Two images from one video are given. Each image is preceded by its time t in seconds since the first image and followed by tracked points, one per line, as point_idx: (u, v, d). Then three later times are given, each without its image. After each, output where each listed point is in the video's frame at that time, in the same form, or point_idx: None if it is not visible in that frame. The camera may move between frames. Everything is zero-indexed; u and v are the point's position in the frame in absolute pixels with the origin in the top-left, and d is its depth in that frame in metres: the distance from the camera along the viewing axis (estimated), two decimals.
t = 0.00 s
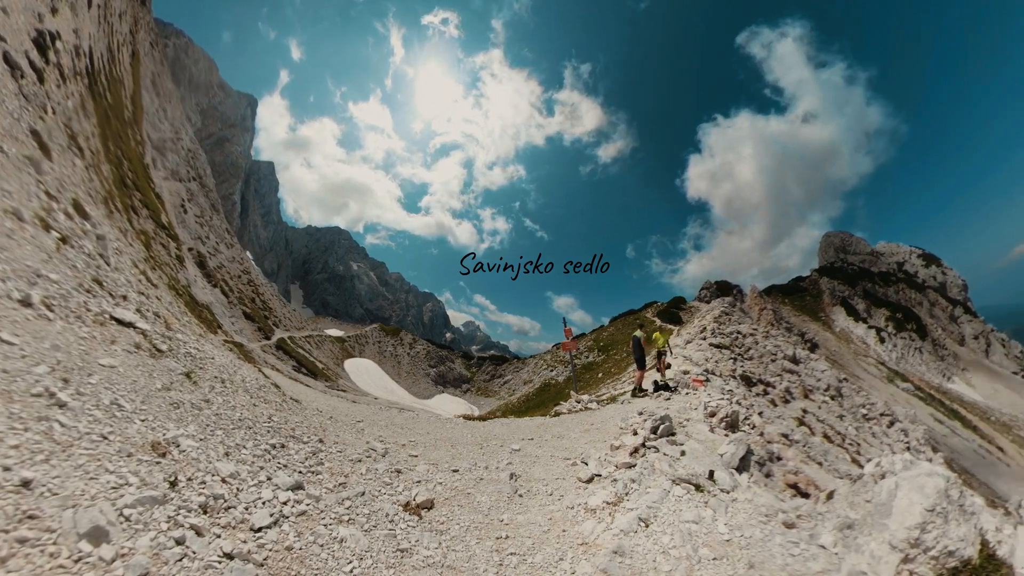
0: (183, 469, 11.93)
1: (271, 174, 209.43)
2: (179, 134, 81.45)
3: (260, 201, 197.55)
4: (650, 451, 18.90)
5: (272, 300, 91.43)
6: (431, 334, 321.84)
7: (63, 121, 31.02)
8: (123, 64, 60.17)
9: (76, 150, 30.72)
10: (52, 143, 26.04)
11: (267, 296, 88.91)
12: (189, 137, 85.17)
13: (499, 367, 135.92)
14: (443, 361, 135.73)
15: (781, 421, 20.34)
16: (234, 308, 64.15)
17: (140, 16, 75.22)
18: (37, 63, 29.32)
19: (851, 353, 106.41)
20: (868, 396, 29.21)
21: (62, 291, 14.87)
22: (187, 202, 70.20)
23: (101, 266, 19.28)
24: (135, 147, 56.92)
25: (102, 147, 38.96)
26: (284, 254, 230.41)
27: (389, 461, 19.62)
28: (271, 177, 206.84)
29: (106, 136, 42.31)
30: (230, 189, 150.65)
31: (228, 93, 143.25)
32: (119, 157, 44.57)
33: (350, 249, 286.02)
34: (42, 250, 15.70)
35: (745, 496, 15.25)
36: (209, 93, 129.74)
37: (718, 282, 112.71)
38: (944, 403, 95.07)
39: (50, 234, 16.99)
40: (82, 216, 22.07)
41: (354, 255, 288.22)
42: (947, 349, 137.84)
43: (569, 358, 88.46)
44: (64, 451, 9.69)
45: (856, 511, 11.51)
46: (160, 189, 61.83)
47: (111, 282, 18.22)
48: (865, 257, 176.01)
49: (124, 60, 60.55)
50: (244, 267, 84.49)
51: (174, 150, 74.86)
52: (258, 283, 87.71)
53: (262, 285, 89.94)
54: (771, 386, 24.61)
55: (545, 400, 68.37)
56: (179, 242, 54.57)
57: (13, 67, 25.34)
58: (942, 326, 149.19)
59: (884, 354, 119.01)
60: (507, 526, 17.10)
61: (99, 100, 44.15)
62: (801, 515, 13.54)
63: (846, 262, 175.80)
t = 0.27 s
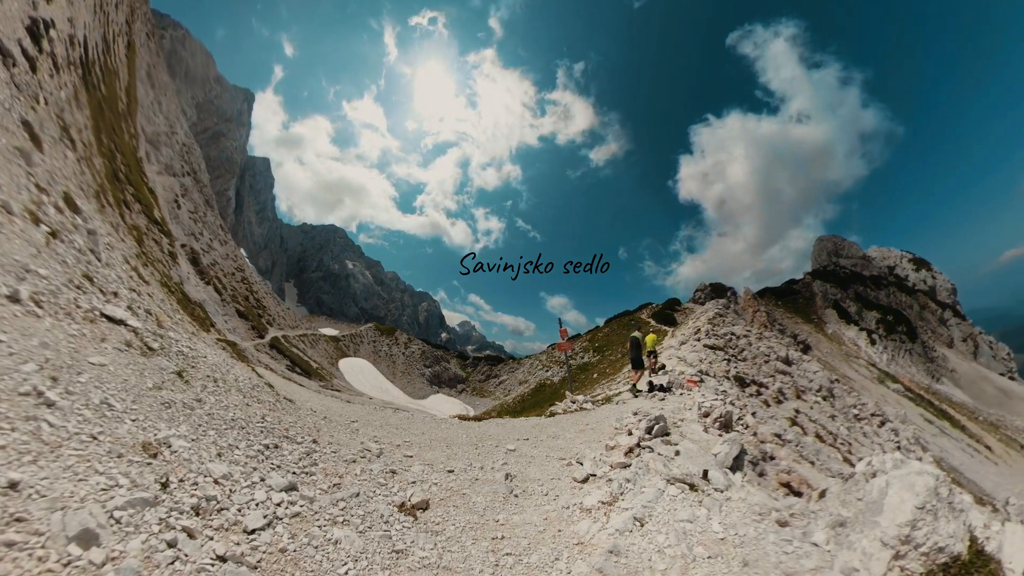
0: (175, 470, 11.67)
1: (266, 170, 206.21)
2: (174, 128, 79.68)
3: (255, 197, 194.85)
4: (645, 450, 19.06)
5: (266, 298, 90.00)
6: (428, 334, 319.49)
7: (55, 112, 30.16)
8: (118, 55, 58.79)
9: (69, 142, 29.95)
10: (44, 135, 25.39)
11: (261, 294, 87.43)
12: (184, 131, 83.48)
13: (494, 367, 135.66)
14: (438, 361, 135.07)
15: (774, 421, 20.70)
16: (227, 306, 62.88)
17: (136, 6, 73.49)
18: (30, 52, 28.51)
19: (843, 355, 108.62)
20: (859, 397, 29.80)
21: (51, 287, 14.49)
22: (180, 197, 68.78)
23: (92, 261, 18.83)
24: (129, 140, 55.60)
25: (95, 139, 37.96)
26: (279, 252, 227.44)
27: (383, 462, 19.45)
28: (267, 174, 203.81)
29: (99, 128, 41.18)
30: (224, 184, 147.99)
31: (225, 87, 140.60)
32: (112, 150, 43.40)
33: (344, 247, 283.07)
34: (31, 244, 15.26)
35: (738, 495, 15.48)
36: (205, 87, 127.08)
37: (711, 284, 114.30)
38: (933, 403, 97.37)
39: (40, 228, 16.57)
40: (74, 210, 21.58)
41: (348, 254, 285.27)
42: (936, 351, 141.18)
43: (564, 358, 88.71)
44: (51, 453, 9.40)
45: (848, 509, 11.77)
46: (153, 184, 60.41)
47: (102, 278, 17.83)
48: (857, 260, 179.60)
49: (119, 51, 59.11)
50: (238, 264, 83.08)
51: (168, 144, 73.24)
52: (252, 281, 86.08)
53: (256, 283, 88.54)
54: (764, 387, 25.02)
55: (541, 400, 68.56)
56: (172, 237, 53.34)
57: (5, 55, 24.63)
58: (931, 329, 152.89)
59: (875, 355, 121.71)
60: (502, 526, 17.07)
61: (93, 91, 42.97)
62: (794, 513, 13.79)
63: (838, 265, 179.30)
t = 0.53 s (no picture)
0: (167, 471, 11.43)
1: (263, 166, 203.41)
2: (170, 123, 78.09)
3: (251, 194, 192.48)
4: (640, 450, 19.20)
5: (261, 297, 88.66)
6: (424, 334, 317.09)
7: (48, 104, 29.44)
8: (115, 46, 57.58)
9: (62, 135, 29.25)
10: (36, 127, 24.79)
11: (256, 292, 86.21)
12: (180, 126, 81.96)
13: (490, 367, 135.31)
14: (434, 360, 134.35)
15: (768, 421, 21.01)
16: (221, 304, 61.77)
17: None
18: (24, 42, 27.78)
19: (836, 356, 110.58)
20: (852, 398, 30.30)
21: (43, 283, 14.17)
22: (175, 193, 67.46)
23: (84, 257, 18.41)
24: (123, 133, 54.39)
25: (89, 133, 37.04)
26: (273, 249, 224.66)
27: (378, 462, 19.29)
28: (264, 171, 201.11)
29: (93, 121, 40.26)
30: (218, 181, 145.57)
31: (224, 82, 138.27)
32: (105, 144, 42.34)
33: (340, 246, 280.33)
34: (21, 239, 14.86)
35: (733, 494, 15.67)
36: (203, 80, 124.66)
37: (706, 285, 115.68)
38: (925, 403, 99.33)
39: (31, 222, 16.17)
40: (66, 205, 21.13)
41: (343, 252, 282.52)
42: (928, 352, 144.00)
43: (560, 358, 88.86)
44: (40, 454, 9.15)
45: (841, 508, 12.00)
46: (146, 178, 59.08)
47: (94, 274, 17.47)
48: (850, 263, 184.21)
49: (115, 42, 57.83)
50: (233, 261, 81.79)
51: (164, 138, 71.80)
52: (247, 280, 84.65)
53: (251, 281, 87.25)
54: (758, 387, 25.38)
55: (538, 400, 68.64)
56: (165, 234, 52.28)
57: None
58: (922, 331, 155.94)
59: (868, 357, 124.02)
60: (498, 527, 17.03)
61: (88, 84, 41.99)
62: (788, 512, 14.01)
63: (831, 268, 182.40)
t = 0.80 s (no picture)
0: (161, 472, 11.22)
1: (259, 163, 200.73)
2: (166, 117, 76.72)
3: (247, 190, 190.02)
4: (636, 450, 19.31)
5: (256, 295, 87.44)
6: (422, 333, 314.65)
7: (42, 96, 28.78)
8: (111, 39, 56.53)
9: (55, 128, 28.56)
10: (29, 120, 24.20)
11: (251, 291, 85.06)
12: (177, 121, 80.61)
13: (487, 368, 134.99)
14: (431, 360, 133.68)
15: (763, 421, 21.28)
16: (215, 302, 60.77)
17: None
18: (18, 33, 27.08)
19: (829, 357, 112.11)
20: (845, 398, 30.74)
21: (34, 280, 13.87)
22: (169, 189, 66.31)
23: (76, 254, 18.02)
24: (118, 128, 53.34)
25: (83, 126, 36.25)
26: (269, 248, 222.17)
27: (374, 463, 19.15)
28: (260, 167, 198.63)
29: (87, 115, 39.45)
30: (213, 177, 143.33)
31: (222, 77, 136.09)
32: (99, 137, 41.43)
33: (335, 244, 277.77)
34: (12, 235, 14.51)
35: (728, 493, 15.84)
36: (199, 75, 122.58)
37: (702, 287, 116.70)
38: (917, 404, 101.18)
39: (22, 217, 15.78)
40: (59, 200, 20.69)
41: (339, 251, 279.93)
42: (919, 353, 146.66)
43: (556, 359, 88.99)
44: (30, 455, 8.92)
45: (835, 506, 12.20)
46: (141, 174, 57.95)
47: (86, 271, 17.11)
48: (843, 267, 188.20)
49: (111, 34, 56.72)
50: (227, 259, 80.65)
51: (159, 133, 70.51)
52: (242, 278, 83.40)
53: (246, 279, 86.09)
54: (753, 387, 25.68)
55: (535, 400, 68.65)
56: (159, 230, 51.35)
57: None
58: (915, 333, 158.54)
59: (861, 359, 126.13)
60: (495, 527, 17.00)
61: (83, 76, 41.11)
62: (783, 510, 14.20)
63: (825, 271, 185.16)
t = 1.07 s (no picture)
0: (155, 473, 11.03)
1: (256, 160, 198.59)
2: (163, 113, 75.58)
3: (244, 188, 188.02)
4: (632, 450, 19.41)
5: (252, 294, 86.43)
6: (420, 333, 312.48)
7: (37, 89, 28.21)
8: (107, 32, 55.70)
9: (50, 122, 28.01)
10: (24, 113, 23.75)
11: (247, 289, 84.13)
12: (174, 116, 79.48)
13: (483, 368, 134.73)
14: (427, 360, 133.12)
15: (758, 421, 21.52)
16: (211, 301, 59.93)
17: None
18: (13, 24, 26.55)
19: (824, 358, 113.48)
20: (840, 398, 31.13)
21: (26, 276, 13.59)
22: (165, 185, 65.31)
23: (69, 250, 17.69)
24: (113, 122, 52.47)
25: (78, 121, 35.59)
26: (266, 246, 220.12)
27: (370, 463, 19.02)
28: (256, 165, 196.54)
29: (83, 109, 38.73)
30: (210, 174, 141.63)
31: (219, 73, 134.37)
32: (95, 132, 40.70)
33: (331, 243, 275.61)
34: (4, 231, 14.21)
35: (724, 492, 15.97)
36: (196, 70, 120.95)
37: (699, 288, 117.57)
38: (909, 404, 102.78)
39: (15, 213, 15.45)
40: (53, 196, 20.33)
41: (336, 250, 277.74)
42: (912, 355, 148.91)
43: (553, 359, 89.04)
44: (21, 456, 8.73)
45: (830, 505, 12.37)
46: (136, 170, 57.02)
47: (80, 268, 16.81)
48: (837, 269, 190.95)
49: (108, 28, 55.81)
50: (223, 256, 79.71)
51: (156, 129, 69.43)
52: (238, 276, 82.37)
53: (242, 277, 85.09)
54: (748, 388, 25.94)
55: (533, 400, 68.70)
56: (155, 227, 50.57)
57: None
58: (908, 334, 160.88)
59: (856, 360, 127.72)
60: (492, 527, 16.96)
61: (79, 70, 40.37)
62: (778, 509, 14.37)
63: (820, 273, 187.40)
